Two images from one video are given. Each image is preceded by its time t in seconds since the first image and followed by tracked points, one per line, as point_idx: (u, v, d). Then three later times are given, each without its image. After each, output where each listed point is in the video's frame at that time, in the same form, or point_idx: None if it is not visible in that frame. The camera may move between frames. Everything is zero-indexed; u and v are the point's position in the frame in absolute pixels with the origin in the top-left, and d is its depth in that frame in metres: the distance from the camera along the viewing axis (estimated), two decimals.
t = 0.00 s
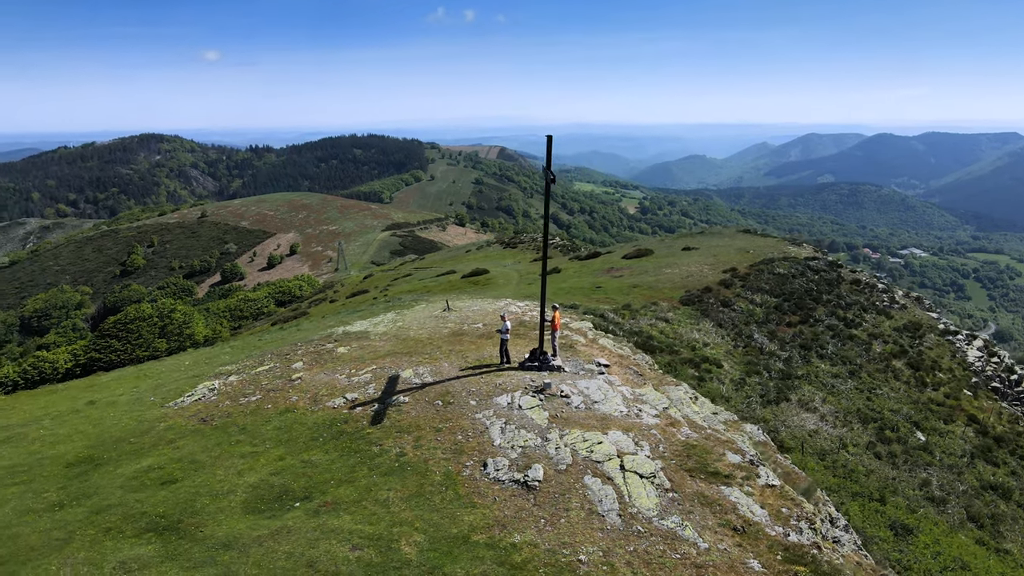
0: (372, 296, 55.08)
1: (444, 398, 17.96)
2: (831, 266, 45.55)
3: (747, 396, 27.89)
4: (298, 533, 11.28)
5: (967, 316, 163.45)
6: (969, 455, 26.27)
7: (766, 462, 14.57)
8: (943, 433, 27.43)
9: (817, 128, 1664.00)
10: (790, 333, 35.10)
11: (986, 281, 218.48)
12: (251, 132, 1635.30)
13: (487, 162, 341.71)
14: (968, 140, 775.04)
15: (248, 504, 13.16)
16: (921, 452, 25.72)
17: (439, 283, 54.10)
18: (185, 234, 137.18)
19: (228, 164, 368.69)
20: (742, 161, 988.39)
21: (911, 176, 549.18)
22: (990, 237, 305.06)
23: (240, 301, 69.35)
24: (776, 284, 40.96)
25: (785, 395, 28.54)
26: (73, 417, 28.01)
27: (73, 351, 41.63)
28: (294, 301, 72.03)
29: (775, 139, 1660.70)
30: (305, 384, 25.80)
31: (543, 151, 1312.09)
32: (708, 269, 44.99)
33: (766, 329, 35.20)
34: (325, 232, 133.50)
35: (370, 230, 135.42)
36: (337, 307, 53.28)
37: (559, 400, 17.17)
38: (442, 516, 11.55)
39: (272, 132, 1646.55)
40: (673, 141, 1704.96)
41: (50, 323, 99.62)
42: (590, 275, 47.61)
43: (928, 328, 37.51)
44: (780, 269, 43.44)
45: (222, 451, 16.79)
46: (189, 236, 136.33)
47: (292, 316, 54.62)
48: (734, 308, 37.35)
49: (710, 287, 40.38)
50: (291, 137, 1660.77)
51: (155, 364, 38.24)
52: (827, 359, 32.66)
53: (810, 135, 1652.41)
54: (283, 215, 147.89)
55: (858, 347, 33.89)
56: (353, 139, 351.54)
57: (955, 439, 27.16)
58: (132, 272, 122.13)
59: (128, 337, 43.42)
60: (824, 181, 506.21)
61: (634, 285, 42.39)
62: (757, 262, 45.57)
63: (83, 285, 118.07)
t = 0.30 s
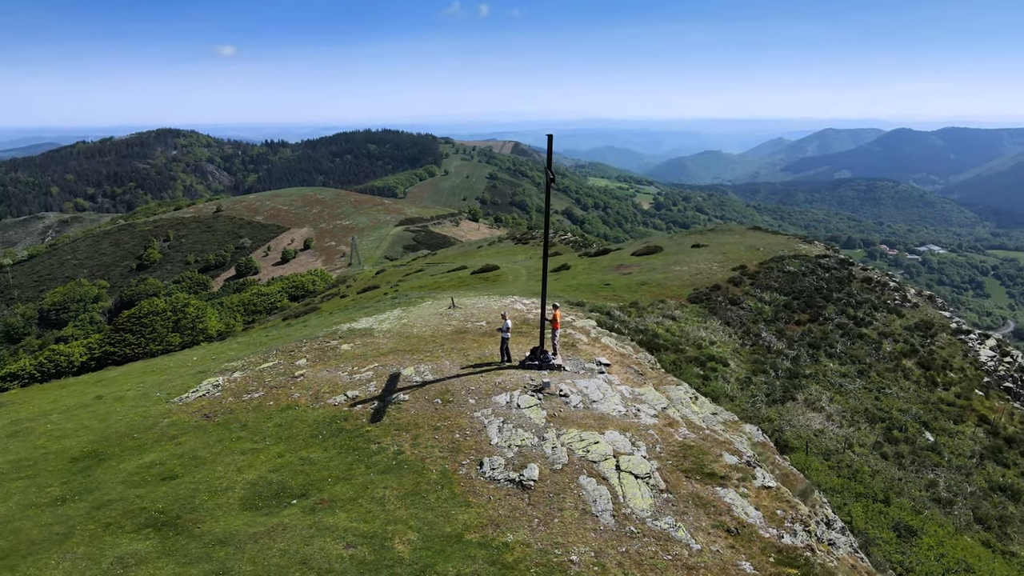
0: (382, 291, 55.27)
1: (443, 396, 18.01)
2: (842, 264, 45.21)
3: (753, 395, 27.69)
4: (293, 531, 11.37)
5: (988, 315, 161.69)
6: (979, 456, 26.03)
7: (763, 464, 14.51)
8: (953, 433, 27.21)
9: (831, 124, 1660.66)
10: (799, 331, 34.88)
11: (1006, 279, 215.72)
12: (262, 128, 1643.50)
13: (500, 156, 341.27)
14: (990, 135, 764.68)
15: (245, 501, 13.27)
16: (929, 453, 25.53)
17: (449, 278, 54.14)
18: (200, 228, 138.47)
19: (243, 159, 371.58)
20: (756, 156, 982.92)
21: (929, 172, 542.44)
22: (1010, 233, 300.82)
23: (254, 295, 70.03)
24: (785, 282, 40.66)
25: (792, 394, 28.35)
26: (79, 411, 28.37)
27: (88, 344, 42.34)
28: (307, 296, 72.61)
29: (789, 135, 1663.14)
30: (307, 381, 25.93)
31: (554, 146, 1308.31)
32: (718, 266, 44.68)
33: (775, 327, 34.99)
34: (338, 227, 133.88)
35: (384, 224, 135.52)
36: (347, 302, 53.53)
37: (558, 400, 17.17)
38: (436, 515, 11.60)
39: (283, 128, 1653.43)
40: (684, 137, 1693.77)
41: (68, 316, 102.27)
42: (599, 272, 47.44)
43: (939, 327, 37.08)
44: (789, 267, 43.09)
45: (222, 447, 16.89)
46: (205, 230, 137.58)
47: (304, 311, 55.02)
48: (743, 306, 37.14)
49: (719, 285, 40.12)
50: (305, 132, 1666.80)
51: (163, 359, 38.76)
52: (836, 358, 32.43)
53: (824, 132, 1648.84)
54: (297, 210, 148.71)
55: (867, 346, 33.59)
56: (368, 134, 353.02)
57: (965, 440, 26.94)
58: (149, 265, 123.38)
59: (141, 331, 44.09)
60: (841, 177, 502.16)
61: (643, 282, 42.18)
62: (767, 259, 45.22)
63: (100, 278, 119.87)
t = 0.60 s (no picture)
0: (392, 287, 55.43)
1: (443, 394, 18.04)
2: (853, 262, 44.84)
3: (758, 394, 27.58)
4: (289, 528, 11.48)
5: (1011, 314, 159.13)
6: (988, 457, 25.80)
7: (761, 466, 14.45)
8: (962, 434, 27.00)
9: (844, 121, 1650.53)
10: (807, 330, 34.66)
11: None
12: (273, 124, 1651.72)
13: (514, 152, 340.38)
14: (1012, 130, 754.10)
15: (243, 498, 13.40)
16: (937, 453, 25.35)
17: (458, 275, 54.18)
18: (215, 223, 139.70)
19: (258, 154, 374.30)
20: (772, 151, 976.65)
21: (949, 167, 535.61)
22: None
23: (268, 290, 70.57)
24: (795, 281, 40.34)
25: (798, 394, 28.25)
26: (87, 406, 28.71)
27: (103, 337, 42.78)
28: (320, 291, 73.08)
29: (803, 130, 1653.41)
30: (310, 378, 26.08)
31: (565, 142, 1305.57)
32: (727, 264, 44.36)
33: (783, 326, 34.79)
34: (352, 222, 134.02)
35: (397, 220, 135.67)
36: (358, 298, 53.74)
37: (556, 399, 17.15)
38: (430, 513, 11.64)
39: (294, 124, 1661.51)
40: (696, 133, 1682.39)
41: (87, 309, 104.48)
42: (608, 269, 47.28)
43: (951, 326, 36.68)
44: (798, 266, 42.69)
45: (224, 444, 17.05)
46: (219, 225, 138.80)
47: (315, 306, 55.31)
48: (751, 304, 36.92)
49: (728, 283, 39.87)
50: (317, 128, 1670.61)
51: (172, 354, 39.07)
52: (845, 357, 32.20)
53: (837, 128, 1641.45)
54: (311, 205, 149.36)
55: (876, 345, 33.32)
56: (382, 129, 353.95)
57: (974, 441, 26.71)
58: (164, 260, 124.77)
59: (155, 325, 44.42)
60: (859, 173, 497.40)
61: (651, 279, 41.99)
62: (777, 257, 44.84)
63: (117, 272, 121.48)
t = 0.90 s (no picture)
0: (402, 284, 55.62)
1: (442, 393, 18.10)
2: (865, 261, 44.35)
3: (763, 394, 27.47)
4: (284, 525, 11.57)
5: None
6: (997, 459, 25.54)
7: (758, 467, 14.43)
8: (971, 434, 26.72)
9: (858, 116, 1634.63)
10: (816, 329, 34.39)
11: None
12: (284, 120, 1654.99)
13: (528, 148, 339.64)
14: None
15: (241, 494, 13.52)
16: (945, 455, 25.14)
17: (468, 271, 54.25)
18: (230, 218, 140.89)
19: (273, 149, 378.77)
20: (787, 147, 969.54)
21: (970, 163, 528.13)
22: None
23: (281, 285, 71.19)
24: (805, 279, 39.93)
25: (804, 393, 28.10)
26: (94, 401, 29.07)
27: (118, 332, 43.32)
28: (332, 286, 73.47)
29: (816, 127, 1639.21)
30: (312, 375, 26.28)
31: (577, 136, 1299.73)
32: (736, 262, 44.08)
33: (792, 325, 34.51)
34: (365, 218, 134.18)
35: (410, 215, 135.75)
36: (368, 294, 53.99)
37: (554, 398, 17.17)
38: (425, 512, 11.70)
39: (305, 120, 1667.52)
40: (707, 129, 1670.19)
41: (104, 303, 105.53)
42: (616, 266, 47.13)
43: (963, 326, 36.21)
44: (807, 264, 42.28)
45: (225, 441, 17.20)
46: (234, 219, 139.95)
47: (326, 302, 55.63)
48: (760, 303, 36.63)
49: (737, 281, 39.56)
50: (328, 124, 1675.09)
51: (181, 350, 39.46)
52: (854, 356, 31.94)
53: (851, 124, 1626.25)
54: (325, 200, 150.08)
55: (885, 344, 32.94)
56: (397, 125, 355.54)
57: (983, 441, 26.44)
58: (180, 254, 126.08)
59: (169, 320, 44.80)
60: (877, 169, 492.26)
61: (659, 277, 41.78)
62: (787, 255, 44.41)
63: (133, 266, 123.00)
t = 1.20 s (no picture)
0: (413, 279, 55.77)
1: (442, 392, 18.15)
2: (877, 259, 43.78)
3: (769, 394, 27.36)
4: (281, 523, 11.68)
5: None
6: (1007, 460, 25.27)
7: (755, 469, 14.40)
8: (981, 435, 26.47)
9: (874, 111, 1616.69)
10: (826, 328, 34.05)
11: None
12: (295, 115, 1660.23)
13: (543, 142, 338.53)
14: None
15: (239, 491, 13.65)
16: (954, 456, 24.92)
17: (477, 267, 54.29)
18: (246, 212, 141.97)
19: (289, 144, 381.53)
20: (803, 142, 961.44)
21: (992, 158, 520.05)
22: None
23: (295, 279, 71.78)
24: (815, 277, 39.51)
25: (810, 393, 27.93)
26: (102, 397, 29.38)
27: (133, 325, 43.85)
28: (345, 281, 73.80)
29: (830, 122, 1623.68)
30: (314, 372, 26.45)
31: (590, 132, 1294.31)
32: (746, 259, 43.75)
33: (801, 323, 34.21)
34: (379, 212, 134.19)
35: (424, 210, 135.73)
36: (379, 289, 54.21)
37: (553, 398, 17.15)
38: (420, 511, 11.77)
39: (316, 116, 1674.06)
40: (720, 125, 1662.57)
41: (122, 296, 106.73)
42: (626, 263, 46.93)
43: (976, 325, 35.73)
44: (818, 262, 41.81)
45: (226, 437, 17.34)
46: (250, 214, 140.99)
47: (338, 297, 55.96)
48: (768, 301, 36.34)
49: (746, 279, 39.25)
50: (340, 119, 1684.63)
51: (190, 345, 39.90)
52: (863, 355, 31.64)
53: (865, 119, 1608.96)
54: (340, 194, 150.69)
55: (895, 344, 32.56)
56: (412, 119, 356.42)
57: (993, 443, 26.17)
58: (196, 248, 127.31)
59: (183, 315, 45.22)
60: (896, 165, 486.18)
61: (668, 274, 41.61)
62: (798, 253, 43.94)
63: (151, 260, 124.50)
